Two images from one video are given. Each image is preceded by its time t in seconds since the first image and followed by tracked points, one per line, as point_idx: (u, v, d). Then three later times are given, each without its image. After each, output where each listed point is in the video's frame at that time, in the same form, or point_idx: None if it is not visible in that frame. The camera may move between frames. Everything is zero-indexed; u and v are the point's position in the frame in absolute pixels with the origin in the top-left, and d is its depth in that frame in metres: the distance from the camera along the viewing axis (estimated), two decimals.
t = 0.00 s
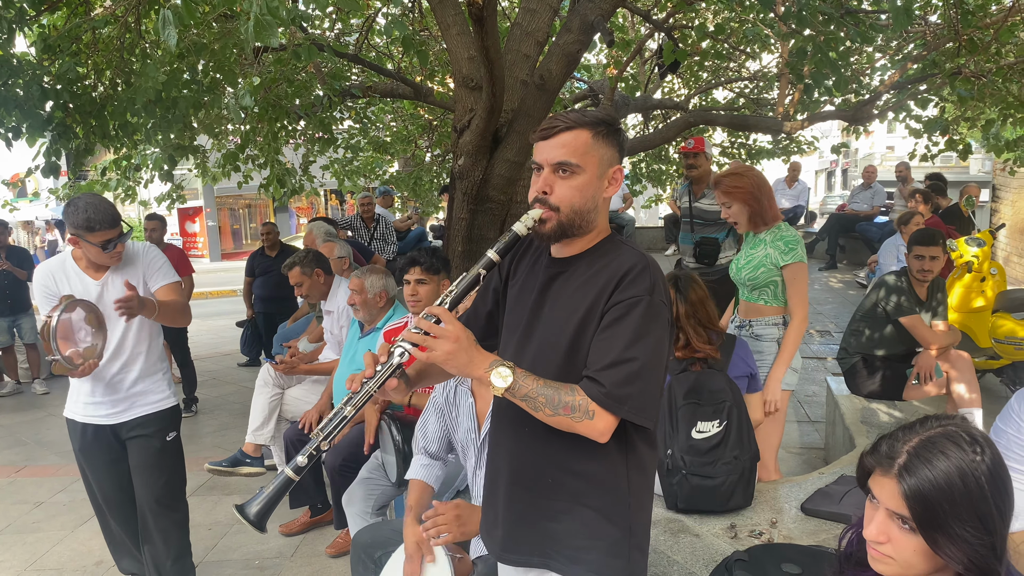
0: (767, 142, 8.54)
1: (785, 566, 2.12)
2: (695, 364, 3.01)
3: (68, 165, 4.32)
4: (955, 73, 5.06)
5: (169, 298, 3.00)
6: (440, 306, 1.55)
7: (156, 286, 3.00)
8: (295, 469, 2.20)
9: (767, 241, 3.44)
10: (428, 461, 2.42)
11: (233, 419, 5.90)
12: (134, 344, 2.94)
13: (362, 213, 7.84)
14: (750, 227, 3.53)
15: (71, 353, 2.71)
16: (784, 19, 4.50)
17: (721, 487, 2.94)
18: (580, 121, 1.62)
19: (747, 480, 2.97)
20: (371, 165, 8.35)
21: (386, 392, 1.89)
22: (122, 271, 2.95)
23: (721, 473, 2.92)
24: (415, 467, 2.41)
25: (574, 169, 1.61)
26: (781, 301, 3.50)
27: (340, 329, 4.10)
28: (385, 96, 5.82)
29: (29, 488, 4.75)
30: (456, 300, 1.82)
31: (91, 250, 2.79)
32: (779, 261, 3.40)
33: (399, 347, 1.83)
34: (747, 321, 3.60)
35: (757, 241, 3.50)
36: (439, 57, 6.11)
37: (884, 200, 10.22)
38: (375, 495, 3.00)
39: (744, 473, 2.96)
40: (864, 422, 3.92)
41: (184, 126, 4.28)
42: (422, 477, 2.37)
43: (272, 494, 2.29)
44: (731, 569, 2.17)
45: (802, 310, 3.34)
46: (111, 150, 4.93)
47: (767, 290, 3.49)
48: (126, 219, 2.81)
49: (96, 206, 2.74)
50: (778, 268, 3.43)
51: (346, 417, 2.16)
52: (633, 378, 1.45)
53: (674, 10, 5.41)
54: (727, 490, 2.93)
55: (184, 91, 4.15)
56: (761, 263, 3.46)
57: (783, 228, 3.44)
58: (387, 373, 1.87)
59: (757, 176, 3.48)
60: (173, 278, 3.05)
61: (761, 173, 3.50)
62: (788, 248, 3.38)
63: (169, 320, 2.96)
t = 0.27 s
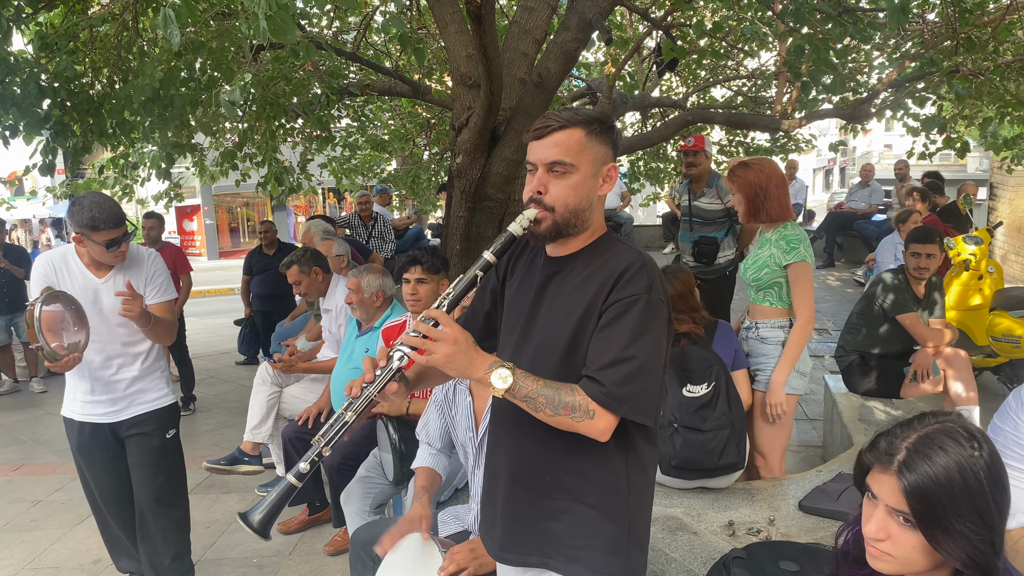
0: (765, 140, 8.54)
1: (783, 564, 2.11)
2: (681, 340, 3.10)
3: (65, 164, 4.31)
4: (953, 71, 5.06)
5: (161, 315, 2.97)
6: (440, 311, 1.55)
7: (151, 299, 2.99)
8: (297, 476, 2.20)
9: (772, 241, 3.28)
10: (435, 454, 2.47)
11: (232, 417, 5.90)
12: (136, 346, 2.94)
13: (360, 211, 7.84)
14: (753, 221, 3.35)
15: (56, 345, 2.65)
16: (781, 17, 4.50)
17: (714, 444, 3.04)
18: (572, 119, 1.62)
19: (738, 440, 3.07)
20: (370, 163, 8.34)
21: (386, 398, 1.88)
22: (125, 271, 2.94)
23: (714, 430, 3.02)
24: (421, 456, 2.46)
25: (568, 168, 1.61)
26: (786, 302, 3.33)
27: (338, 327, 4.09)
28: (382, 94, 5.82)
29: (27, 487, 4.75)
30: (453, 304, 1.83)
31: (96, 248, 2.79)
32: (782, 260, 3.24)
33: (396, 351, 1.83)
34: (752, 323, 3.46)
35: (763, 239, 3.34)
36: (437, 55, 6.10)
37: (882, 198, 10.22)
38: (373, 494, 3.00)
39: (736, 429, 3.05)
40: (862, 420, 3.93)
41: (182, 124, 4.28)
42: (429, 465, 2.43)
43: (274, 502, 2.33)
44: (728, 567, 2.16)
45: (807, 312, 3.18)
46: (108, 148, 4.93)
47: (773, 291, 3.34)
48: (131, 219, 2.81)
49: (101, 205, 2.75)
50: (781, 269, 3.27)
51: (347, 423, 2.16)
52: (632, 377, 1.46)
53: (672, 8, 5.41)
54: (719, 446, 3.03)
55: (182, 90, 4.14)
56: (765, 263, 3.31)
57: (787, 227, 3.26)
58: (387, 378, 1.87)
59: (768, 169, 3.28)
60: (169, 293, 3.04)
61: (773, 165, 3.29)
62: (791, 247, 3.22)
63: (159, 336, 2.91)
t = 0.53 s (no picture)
0: (763, 140, 8.55)
1: (782, 563, 2.10)
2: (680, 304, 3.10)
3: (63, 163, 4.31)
4: (951, 71, 5.07)
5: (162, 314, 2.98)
6: (434, 303, 1.56)
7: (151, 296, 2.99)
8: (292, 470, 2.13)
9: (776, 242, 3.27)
10: (431, 450, 2.48)
11: (230, 416, 5.90)
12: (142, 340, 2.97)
13: (358, 211, 7.84)
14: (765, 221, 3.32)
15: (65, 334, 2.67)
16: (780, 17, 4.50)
17: (698, 409, 3.10)
18: (567, 116, 1.63)
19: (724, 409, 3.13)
20: (368, 162, 8.33)
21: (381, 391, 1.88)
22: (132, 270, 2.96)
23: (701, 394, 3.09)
24: (417, 452, 2.48)
25: (562, 163, 1.61)
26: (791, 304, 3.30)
27: (337, 326, 4.09)
28: (381, 93, 5.82)
29: (25, 486, 4.75)
30: (449, 296, 1.79)
31: (108, 246, 2.80)
32: (783, 262, 3.23)
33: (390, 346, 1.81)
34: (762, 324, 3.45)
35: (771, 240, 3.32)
36: (435, 54, 6.10)
37: (880, 197, 10.23)
38: (372, 493, 2.99)
39: (722, 396, 3.12)
40: (860, 419, 3.93)
41: (180, 124, 4.28)
42: (424, 461, 2.45)
43: (270, 497, 2.27)
44: (727, 566, 2.16)
45: (806, 313, 3.12)
46: (106, 148, 4.92)
47: (777, 293, 3.31)
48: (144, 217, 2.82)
49: (116, 203, 2.76)
50: (783, 270, 3.25)
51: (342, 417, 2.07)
52: (626, 372, 1.46)
53: (670, 8, 5.41)
54: (703, 410, 3.10)
55: (180, 89, 4.14)
56: (768, 265, 3.30)
57: (793, 229, 3.24)
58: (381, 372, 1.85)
59: (778, 169, 3.26)
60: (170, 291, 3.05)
61: (782, 164, 3.28)
62: (791, 249, 3.20)
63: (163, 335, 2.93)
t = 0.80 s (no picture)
0: (760, 140, 8.56)
1: (780, 563, 2.10)
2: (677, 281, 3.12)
3: (60, 163, 4.30)
4: (948, 71, 5.08)
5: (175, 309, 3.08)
6: (421, 266, 1.56)
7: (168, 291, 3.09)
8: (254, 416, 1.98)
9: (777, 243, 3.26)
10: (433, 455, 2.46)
11: (227, 417, 5.89)
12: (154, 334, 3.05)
13: (356, 211, 7.84)
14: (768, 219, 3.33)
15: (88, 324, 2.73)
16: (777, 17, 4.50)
17: (669, 392, 3.08)
18: (585, 109, 1.65)
19: (698, 392, 3.07)
20: (365, 162, 8.34)
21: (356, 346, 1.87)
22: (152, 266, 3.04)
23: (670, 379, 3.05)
24: (420, 458, 2.46)
25: (571, 148, 1.62)
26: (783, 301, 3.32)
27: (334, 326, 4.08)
28: (378, 93, 5.82)
29: (22, 487, 4.74)
30: (437, 260, 1.80)
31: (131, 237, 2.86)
32: (775, 259, 3.25)
33: (372, 301, 1.76)
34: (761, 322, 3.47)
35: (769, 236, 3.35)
36: (433, 54, 6.10)
37: (877, 197, 10.24)
38: (368, 494, 2.99)
39: (697, 381, 3.05)
40: (858, 419, 3.93)
41: (177, 123, 4.27)
42: (424, 468, 2.43)
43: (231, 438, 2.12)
44: (725, 567, 2.15)
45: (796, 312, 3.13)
46: (103, 148, 4.91)
47: (772, 291, 3.33)
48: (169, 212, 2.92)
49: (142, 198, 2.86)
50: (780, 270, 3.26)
51: (313, 365, 1.98)
52: (605, 355, 1.45)
53: (668, 8, 5.42)
54: (673, 394, 3.06)
55: (177, 89, 4.13)
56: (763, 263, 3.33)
57: (792, 229, 3.24)
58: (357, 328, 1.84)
59: (780, 167, 3.27)
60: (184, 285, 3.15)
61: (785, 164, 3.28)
62: (784, 247, 3.22)
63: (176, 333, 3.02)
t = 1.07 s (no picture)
0: (757, 140, 8.57)
1: (777, 563, 2.09)
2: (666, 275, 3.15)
3: (56, 163, 4.29)
4: (944, 71, 5.09)
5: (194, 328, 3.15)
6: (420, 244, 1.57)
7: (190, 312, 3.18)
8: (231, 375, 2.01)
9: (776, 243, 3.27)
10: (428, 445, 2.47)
11: (224, 417, 5.88)
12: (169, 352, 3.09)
13: (353, 211, 7.84)
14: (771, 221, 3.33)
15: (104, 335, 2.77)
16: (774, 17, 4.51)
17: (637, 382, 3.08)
18: (592, 110, 1.66)
19: (666, 385, 3.08)
20: (362, 163, 8.33)
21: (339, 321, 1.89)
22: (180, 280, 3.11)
23: (639, 371, 3.05)
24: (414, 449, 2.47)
25: (577, 148, 1.63)
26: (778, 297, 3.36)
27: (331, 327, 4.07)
28: (375, 93, 5.81)
29: (18, 488, 4.72)
30: (436, 242, 1.83)
31: (169, 252, 2.94)
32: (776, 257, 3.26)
33: (365, 273, 1.78)
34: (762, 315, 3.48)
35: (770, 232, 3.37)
36: (430, 54, 6.10)
37: (874, 197, 10.24)
38: (368, 493, 2.98)
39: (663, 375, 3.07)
40: (855, 419, 3.94)
41: (173, 123, 4.27)
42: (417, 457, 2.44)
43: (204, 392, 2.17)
44: (723, 567, 2.15)
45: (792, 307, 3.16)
46: (100, 148, 4.90)
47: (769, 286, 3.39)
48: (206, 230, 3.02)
49: (185, 212, 2.96)
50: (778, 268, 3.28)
51: (297, 332, 1.97)
52: (601, 345, 1.44)
53: (665, 8, 5.42)
54: (639, 385, 3.07)
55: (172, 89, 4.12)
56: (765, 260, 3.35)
57: (792, 229, 3.25)
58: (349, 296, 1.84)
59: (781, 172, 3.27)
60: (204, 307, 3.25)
61: (788, 169, 3.27)
62: (785, 246, 3.22)
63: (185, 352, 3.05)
